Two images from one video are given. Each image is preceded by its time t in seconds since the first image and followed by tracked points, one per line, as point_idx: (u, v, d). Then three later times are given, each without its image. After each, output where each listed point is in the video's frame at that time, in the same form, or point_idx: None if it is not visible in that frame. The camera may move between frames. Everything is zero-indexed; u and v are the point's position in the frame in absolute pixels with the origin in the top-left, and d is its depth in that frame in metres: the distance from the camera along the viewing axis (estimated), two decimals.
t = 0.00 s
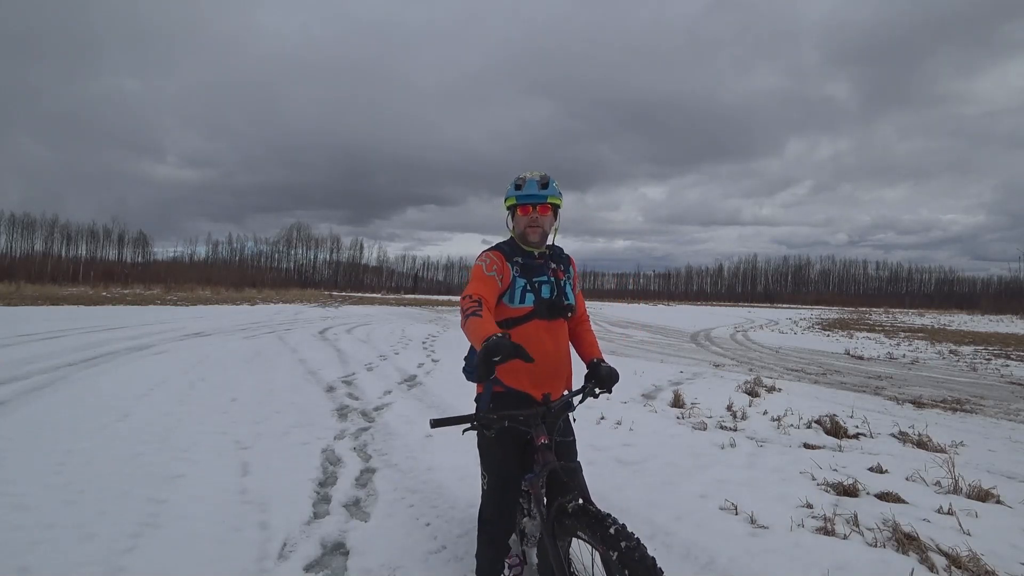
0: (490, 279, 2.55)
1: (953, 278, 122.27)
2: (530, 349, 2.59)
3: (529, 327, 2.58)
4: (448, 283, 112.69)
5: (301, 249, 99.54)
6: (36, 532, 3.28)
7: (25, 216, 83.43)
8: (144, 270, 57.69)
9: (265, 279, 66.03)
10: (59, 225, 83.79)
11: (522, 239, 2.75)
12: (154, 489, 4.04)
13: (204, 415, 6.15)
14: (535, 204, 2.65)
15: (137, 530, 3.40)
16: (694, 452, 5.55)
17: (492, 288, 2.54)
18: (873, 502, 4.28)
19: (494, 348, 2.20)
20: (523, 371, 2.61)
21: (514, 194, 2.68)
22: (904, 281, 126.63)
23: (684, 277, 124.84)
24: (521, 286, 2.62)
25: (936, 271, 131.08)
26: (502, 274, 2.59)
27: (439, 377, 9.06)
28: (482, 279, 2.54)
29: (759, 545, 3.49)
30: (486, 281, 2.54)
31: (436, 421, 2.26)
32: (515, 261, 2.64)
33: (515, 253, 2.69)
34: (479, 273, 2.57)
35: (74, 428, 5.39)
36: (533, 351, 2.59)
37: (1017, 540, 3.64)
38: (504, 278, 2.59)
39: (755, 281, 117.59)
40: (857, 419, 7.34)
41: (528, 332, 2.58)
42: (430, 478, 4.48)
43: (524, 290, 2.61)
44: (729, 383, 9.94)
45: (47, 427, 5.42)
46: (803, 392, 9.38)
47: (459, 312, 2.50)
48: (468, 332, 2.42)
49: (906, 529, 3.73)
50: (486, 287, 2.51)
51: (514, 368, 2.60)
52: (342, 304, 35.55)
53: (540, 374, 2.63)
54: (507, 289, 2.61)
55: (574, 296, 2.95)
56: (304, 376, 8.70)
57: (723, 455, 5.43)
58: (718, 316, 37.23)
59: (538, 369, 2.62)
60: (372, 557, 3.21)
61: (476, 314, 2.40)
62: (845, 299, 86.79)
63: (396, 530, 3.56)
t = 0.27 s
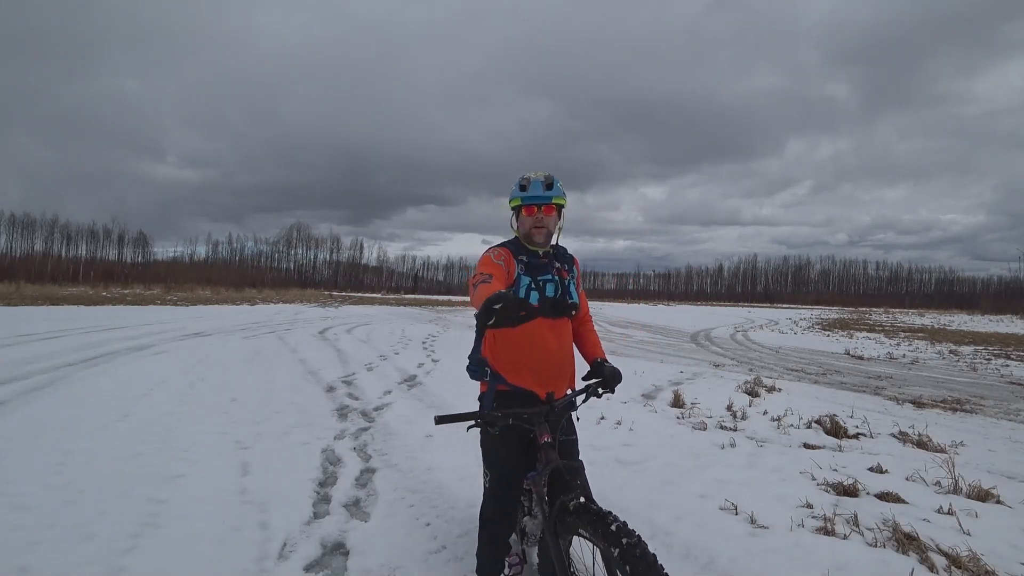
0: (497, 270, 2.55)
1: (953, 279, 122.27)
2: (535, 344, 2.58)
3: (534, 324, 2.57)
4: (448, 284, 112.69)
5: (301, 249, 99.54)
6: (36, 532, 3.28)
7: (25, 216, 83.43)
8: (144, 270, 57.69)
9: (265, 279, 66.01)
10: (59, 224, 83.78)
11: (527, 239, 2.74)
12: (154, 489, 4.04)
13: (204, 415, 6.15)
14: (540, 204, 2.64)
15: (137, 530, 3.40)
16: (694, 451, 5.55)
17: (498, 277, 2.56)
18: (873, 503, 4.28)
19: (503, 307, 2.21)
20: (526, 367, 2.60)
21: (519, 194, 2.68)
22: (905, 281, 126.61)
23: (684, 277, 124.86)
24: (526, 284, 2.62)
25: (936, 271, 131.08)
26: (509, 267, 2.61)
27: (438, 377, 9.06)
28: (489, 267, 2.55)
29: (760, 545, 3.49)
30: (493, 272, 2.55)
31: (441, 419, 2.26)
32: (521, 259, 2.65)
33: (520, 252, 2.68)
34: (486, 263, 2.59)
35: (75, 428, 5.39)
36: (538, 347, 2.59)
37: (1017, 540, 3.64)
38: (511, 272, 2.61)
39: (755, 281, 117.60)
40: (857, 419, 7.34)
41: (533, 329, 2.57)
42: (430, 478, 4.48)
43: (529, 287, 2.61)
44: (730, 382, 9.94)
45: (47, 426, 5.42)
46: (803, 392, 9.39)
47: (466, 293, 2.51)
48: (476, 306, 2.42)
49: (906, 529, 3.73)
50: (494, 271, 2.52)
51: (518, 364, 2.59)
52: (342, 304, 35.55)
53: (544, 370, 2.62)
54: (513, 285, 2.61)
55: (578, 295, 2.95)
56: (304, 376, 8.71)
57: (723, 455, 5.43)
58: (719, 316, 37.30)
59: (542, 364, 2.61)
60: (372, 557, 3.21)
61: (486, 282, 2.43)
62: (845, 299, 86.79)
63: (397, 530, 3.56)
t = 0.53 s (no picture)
0: (499, 269, 2.55)
1: (952, 279, 122.27)
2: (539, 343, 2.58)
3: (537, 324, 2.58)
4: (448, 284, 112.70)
5: (301, 249, 99.54)
6: (37, 532, 3.28)
7: (25, 216, 83.43)
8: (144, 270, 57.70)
9: (265, 279, 66.02)
10: (59, 224, 83.80)
11: (531, 239, 2.75)
12: (155, 489, 4.04)
13: (204, 415, 6.15)
14: (544, 206, 2.65)
15: (137, 530, 3.40)
16: (694, 452, 5.55)
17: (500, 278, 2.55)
18: (873, 502, 4.28)
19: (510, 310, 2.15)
20: (530, 366, 2.60)
21: (523, 195, 2.69)
22: (905, 281, 126.61)
23: (683, 277, 124.88)
24: (529, 283, 2.61)
25: (936, 271, 131.11)
26: (511, 267, 2.60)
27: (438, 377, 9.06)
28: (491, 268, 2.54)
29: (760, 544, 3.49)
30: (495, 272, 2.54)
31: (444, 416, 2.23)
32: (524, 259, 2.64)
33: (523, 251, 2.68)
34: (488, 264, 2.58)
35: (74, 428, 5.39)
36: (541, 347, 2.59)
37: (1017, 540, 3.64)
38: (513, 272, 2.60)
39: (755, 281, 117.60)
40: (857, 419, 7.34)
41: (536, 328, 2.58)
42: (430, 478, 4.48)
43: (532, 286, 2.61)
44: (729, 382, 9.95)
45: (47, 426, 5.42)
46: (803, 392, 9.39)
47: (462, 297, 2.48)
48: (474, 312, 2.38)
49: (906, 529, 3.73)
50: (493, 276, 2.51)
51: (522, 363, 2.58)
52: (342, 304, 35.56)
53: (548, 369, 2.62)
54: (516, 285, 2.61)
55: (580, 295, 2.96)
56: (304, 376, 8.70)
57: (723, 455, 5.43)
58: (719, 316, 37.30)
59: (546, 363, 2.61)
60: (372, 557, 3.21)
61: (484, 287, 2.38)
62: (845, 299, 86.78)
63: (397, 530, 3.56)
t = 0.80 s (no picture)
0: (488, 287, 2.52)
1: (952, 278, 122.25)
2: (541, 345, 2.59)
3: (540, 325, 2.59)
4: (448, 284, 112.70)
5: (302, 249, 99.55)
6: (37, 532, 3.28)
7: (25, 216, 83.43)
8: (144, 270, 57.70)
9: (265, 279, 66.00)
10: (59, 224, 83.82)
11: (535, 240, 2.75)
12: (155, 489, 4.05)
13: (204, 415, 6.16)
14: (548, 207, 2.66)
15: (137, 530, 3.40)
16: (694, 452, 5.55)
17: (490, 293, 2.53)
18: (873, 502, 4.28)
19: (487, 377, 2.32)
20: (533, 367, 2.61)
21: (526, 197, 2.70)
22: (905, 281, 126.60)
23: (683, 277, 124.88)
24: (533, 284, 2.61)
25: (936, 271, 131.12)
26: (509, 274, 2.57)
27: (438, 377, 9.06)
28: (482, 282, 2.52)
29: (760, 544, 3.49)
30: (486, 285, 2.52)
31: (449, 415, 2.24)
32: (528, 259, 2.63)
33: (528, 252, 2.67)
34: (478, 279, 2.54)
35: (74, 428, 5.39)
36: (544, 348, 2.60)
37: (1017, 540, 3.64)
38: (512, 278, 2.57)
39: (755, 281, 117.57)
40: (857, 419, 7.34)
41: (539, 329, 2.59)
42: (430, 478, 4.48)
43: (536, 288, 2.60)
44: (729, 383, 9.95)
45: (47, 426, 5.42)
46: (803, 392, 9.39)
47: (445, 318, 2.49)
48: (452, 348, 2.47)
49: (906, 529, 3.73)
50: (473, 301, 2.48)
51: (525, 364, 2.59)
52: (343, 304, 35.56)
53: (551, 369, 2.62)
54: (518, 288, 2.59)
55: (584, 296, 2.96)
56: (304, 376, 8.70)
57: (723, 455, 5.43)
58: (719, 316, 37.29)
59: (548, 365, 2.62)
60: (372, 558, 3.21)
61: (463, 329, 2.39)
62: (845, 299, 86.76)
63: (397, 530, 3.56)
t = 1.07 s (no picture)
0: (480, 290, 2.57)
1: (952, 278, 122.24)
2: (538, 347, 2.60)
3: (537, 326, 2.60)
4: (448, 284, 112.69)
5: (302, 249, 99.54)
6: (37, 532, 3.28)
7: (25, 216, 83.41)
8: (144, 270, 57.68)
9: (265, 279, 66.00)
10: (60, 224, 83.81)
11: (534, 240, 2.75)
12: (155, 489, 4.05)
13: (204, 415, 6.16)
14: (546, 207, 2.67)
15: (137, 530, 3.40)
16: (694, 452, 5.55)
17: (482, 297, 2.58)
18: (873, 503, 4.28)
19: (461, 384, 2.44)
20: (532, 367, 2.62)
21: (525, 197, 2.70)
22: (905, 281, 126.60)
23: (683, 277, 124.86)
24: (530, 285, 2.61)
25: (936, 271, 131.11)
26: (503, 277, 2.59)
27: (438, 376, 9.06)
28: (474, 287, 2.58)
29: (760, 544, 3.49)
30: (478, 289, 2.57)
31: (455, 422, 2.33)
32: (525, 261, 2.64)
33: (526, 253, 2.68)
34: (471, 282, 2.60)
35: (74, 428, 5.39)
36: (542, 350, 2.60)
37: (1017, 540, 3.64)
38: (506, 280, 2.60)
39: (755, 281, 117.55)
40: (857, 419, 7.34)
41: (536, 330, 2.60)
42: (430, 478, 4.48)
43: (532, 289, 2.61)
44: (729, 382, 9.95)
45: (47, 426, 5.42)
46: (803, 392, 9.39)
47: (438, 322, 2.62)
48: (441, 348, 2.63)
49: (906, 529, 3.73)
50: (463, 304, 2.58)
51: (523, 365, 2.61)
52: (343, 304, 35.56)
53: (549, 370, 2.62)
54: (514, 289, 2.61)
55: (587, 296, 2.95)
56: (304, 377, 8.70)
57: (723, 455, 5.43)
58: (720, 316, 37.29)
59: (546, 366, 2.62)
60: (372, 558, 3.21)
61: (446, 333, 2.53)
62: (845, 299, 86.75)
63: (397, 530, 3.56)
